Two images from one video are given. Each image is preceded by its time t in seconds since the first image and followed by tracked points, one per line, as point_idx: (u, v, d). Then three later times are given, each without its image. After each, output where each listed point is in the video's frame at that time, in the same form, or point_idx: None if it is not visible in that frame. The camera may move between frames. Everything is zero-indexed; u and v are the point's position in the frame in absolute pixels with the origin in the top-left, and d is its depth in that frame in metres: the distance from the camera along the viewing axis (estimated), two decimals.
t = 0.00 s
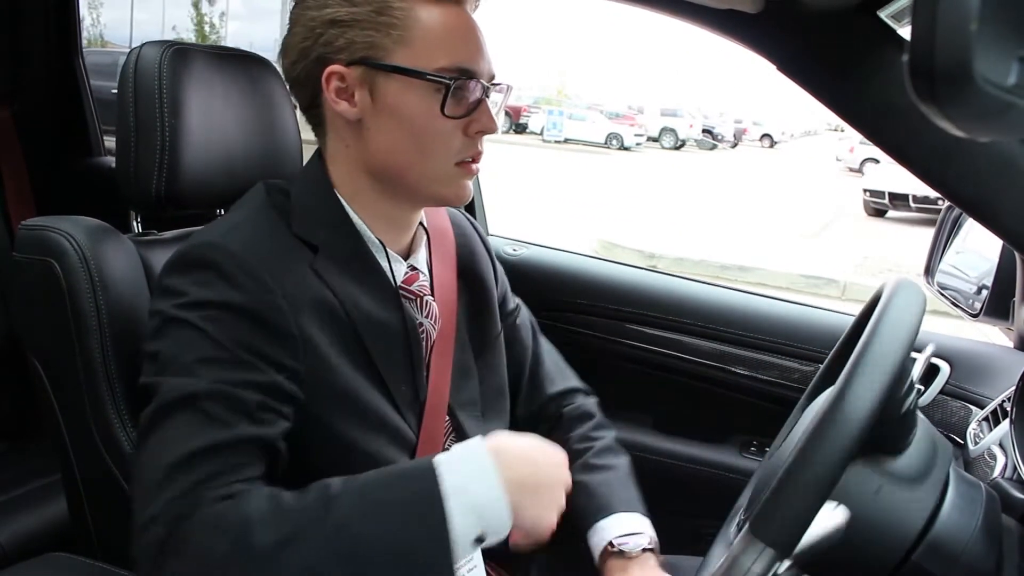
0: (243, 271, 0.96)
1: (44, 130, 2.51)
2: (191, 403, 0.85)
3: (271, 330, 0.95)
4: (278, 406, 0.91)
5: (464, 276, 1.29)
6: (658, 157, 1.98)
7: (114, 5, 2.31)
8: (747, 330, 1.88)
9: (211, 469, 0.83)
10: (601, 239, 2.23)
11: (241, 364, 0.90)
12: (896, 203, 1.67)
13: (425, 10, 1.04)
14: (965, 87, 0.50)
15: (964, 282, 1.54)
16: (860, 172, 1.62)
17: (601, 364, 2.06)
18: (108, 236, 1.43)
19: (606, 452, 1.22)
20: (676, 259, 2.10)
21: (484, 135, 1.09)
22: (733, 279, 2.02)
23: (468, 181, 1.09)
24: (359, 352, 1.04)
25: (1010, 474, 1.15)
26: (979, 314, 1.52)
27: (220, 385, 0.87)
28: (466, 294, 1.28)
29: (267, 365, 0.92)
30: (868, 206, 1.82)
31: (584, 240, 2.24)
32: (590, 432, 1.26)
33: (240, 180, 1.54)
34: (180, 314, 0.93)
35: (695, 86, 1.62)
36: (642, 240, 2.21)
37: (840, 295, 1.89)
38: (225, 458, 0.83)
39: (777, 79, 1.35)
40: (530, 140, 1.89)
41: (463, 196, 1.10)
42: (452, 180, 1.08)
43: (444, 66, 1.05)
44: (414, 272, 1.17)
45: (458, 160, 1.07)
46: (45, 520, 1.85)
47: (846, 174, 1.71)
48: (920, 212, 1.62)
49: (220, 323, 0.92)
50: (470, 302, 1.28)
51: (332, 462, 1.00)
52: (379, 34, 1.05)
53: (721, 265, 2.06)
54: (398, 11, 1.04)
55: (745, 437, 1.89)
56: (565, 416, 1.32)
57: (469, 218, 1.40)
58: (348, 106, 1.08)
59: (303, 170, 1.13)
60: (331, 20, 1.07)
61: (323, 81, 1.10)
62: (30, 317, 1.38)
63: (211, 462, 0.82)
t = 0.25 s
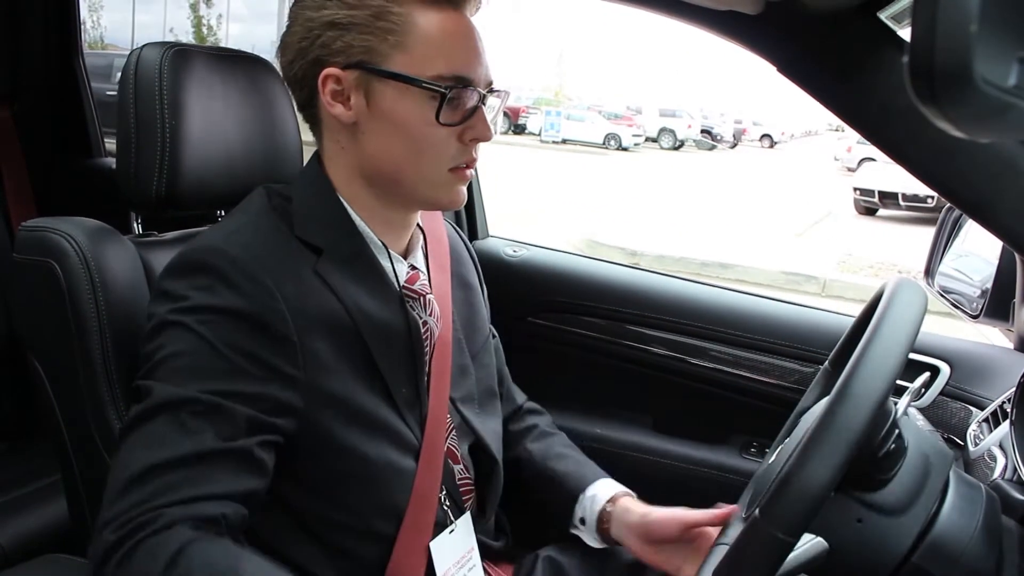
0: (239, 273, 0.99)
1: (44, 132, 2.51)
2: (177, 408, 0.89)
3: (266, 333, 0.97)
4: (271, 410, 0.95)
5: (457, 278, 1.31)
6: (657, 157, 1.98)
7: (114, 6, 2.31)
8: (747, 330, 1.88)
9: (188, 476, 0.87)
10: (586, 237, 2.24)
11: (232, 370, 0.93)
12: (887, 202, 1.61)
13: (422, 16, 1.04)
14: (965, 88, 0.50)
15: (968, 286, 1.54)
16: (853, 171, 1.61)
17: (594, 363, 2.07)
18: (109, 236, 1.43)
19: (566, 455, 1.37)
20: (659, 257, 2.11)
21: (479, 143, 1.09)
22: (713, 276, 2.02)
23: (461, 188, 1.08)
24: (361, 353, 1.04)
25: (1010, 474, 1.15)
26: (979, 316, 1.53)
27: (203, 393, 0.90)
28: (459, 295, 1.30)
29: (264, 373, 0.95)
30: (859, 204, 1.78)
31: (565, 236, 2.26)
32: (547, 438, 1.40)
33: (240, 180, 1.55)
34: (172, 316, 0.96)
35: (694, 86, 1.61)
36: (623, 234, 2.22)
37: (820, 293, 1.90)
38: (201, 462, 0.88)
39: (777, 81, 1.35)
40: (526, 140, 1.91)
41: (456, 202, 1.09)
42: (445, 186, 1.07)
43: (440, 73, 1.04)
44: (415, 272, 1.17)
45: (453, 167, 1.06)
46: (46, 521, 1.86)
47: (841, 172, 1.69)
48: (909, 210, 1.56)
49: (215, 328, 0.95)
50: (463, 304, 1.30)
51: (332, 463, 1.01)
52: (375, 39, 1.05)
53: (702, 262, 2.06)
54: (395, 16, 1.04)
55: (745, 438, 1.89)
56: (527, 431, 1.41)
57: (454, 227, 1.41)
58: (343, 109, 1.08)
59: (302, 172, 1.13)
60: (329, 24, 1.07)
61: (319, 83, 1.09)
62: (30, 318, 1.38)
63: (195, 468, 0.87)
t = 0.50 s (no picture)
0: (253, 274, 0.99)
1: (44, 131, 2.51)
2: (188, 404, 0.89)
3: (278, 334, 0.97)
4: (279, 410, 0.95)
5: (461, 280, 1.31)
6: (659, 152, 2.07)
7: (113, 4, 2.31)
8: (746, 330, 1.88)
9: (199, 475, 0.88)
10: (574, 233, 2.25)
11: (243, 369, 0.93)
12: (881, 198, 1.61)
13: (444, 25, 1.03)
14: (964, 87, 0.50)
15: (971, 284, 1.53)
16: (849, 168, 1.65)
17: (593, 362, 2.07)
18: (109, 237, 1.43)
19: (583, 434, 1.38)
20: (649, 252, 2.13)
21: (490, 157, 1.07)
22: (704, 271, 2.06)
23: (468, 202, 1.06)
24: (370, 357, 1.04)
25: (1010, 474, 1.14)
26: (979, 315, 1.52)
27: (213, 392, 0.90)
28: (461, 296, 1.30)
29: (271, 372, 0.95)
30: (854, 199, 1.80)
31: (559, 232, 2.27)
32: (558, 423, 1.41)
33: (239, 180, 1.54)
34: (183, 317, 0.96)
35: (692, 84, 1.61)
36: (613, 230, 2.25)
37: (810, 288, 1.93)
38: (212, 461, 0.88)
39: (776, 80, 1.35)
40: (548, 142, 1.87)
41: (462, 215, 1.07)
42: (452, 199, 1.05)
43: (457, 85, 1.03)
44: (422, 274, 1.17)
45: (461, 180, 1.05)
46: (46, 521, 1.85)
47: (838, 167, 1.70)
48: (903, 206, 1.55)
49: (227, 327, 0.95)
50: (465, 307, 1.30)
51: (333, 462, 1.01)
52: (395, 45, 1.03)
53: (693, 258, 2.10)
54: (417, 23, 1.02)
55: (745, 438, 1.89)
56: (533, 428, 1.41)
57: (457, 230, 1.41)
58: (357, 112, 1.06)
59: (309, 173, 1.14)
60: (351, 25, 1.05)
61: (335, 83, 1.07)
62: (30, 317, 1.38)
63: (205, 466, 0.88)
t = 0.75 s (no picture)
0: (291, 276, 0.98)
1: (45, 129, 2.51)
2: (206, 392, 0.88)
3: (309, 336, 0.97)
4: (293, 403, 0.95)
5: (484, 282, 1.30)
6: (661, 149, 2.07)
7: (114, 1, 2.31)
8: (750, 330, 1.88)
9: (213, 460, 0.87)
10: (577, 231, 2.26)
11: (264, 360, 0.93)
12: (883, 196, 1.60)
13: (498, 47, 1.00)
14: (965, 86, 0.50)
15: (975, 281, 1.52)
16: (852, 165, 1.66)
17: (593, 357, 2.06)
18: (112, 237, 1.43)
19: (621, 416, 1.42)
20: (652, 250, 2.14)
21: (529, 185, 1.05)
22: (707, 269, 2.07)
23: (502, 227, 1.05)
24: (394, 362, 1.04)
25: (1011, 474, 1.14)
26: (981, 315, 1.53)
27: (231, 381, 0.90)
28: (485, 301, 1.28)
29: (289, 367, 0.95)
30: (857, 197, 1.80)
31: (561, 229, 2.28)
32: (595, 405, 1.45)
33: (241, 180, 1.54)
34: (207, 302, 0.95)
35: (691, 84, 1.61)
36: (617, 230, 2.25)
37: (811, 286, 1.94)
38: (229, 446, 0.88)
39: (779, 78, 1.35)
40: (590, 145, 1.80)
41: (495, 239, 1.05)
42: (487, 222, 1.04)
43: (506, 111, 1.01)
44: (450, 281, 1.16)
45: (498, 206, 1.03)
46: (46, 520, 1.85)
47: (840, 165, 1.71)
48: (906, 204, 1.54)
49: (253, 318, 0.94)
50: (489, 311, 1.28)
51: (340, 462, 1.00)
52: (448, 62, 1.00)
53: (695, 256, 2.12)
54: (472, 43, 1.00)
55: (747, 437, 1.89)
56: (567, 423, 1.42)
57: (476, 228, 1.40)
58: (402, 124, 1.03)
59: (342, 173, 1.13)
60: (406, 35, 1.03)
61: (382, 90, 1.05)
62: (32, 315, 1.38)
63: (218, 458, 0.87)
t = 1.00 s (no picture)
0: (293, 276, 0.97)
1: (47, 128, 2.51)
2: (220, 387, 0.87)
3: (308, 333, 0.96)
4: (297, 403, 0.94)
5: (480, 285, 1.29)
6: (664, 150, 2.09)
7: None
8: (751, 330, 1.88)
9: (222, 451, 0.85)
10: (578, 230, 2.24)
11: (270, 355, 0.92)
12: (886, 196, 1.60)
13: (512, 66, 1.00)
14: (966, 85, 0.50)
15: (976, 280, 1.52)
16: (853, 165, 1.65)
17: (591, 361, 2.07)
18: (114, 236, 1.43)
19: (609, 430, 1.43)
20: (654, 249, 2.13)
21: (531, 202, 1.05)
22: (708, 269, 2.07)
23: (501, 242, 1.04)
24: (393, 361, 1.04)
25: (1014, 474, 1.14)
26: (983, 314, 1.53)
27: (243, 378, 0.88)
28: (483, 307, 1.28)
29: (294, 363, 0.94)
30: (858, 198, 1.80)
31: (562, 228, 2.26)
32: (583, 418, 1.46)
33: (243, 179, 1.55)
34: (214, 298, 0.94)
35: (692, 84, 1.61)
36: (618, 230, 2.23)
37: (813, 286, 1.94)
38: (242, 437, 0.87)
39: (782, 77, 1.35)
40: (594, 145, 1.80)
41: (493, 253, 1.05)
42: (486, 236, 1.04)
43: (513, 130, 1.00)
44: (448, 285, 1.16)
45: (499, 221, 1.03)
46: (49, 519, 1.86)
47: (841, 165, 1.71)
48: (907, 204, 1.54)
49: (260, 313, 0.93)
50: (488, 316, 1.28)
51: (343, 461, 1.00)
52: (461, 78, 1.00)
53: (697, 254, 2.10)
54: (487, 61, 0.99)
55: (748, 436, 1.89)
56: (554, 433, 1.43)
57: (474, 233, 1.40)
58: (410, 136, 1.02)
59: (345, 179, 1.13)
60: (419, 48, 1.02)
61: (393, 101, 1.04)
62: (34, 314, 1.38)
63: (240, 454, 0.86)
